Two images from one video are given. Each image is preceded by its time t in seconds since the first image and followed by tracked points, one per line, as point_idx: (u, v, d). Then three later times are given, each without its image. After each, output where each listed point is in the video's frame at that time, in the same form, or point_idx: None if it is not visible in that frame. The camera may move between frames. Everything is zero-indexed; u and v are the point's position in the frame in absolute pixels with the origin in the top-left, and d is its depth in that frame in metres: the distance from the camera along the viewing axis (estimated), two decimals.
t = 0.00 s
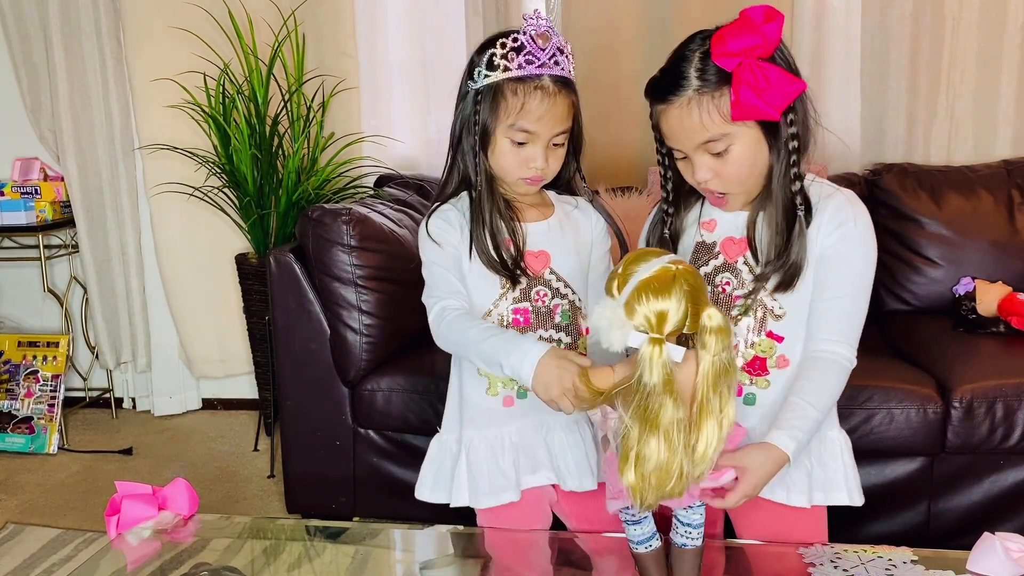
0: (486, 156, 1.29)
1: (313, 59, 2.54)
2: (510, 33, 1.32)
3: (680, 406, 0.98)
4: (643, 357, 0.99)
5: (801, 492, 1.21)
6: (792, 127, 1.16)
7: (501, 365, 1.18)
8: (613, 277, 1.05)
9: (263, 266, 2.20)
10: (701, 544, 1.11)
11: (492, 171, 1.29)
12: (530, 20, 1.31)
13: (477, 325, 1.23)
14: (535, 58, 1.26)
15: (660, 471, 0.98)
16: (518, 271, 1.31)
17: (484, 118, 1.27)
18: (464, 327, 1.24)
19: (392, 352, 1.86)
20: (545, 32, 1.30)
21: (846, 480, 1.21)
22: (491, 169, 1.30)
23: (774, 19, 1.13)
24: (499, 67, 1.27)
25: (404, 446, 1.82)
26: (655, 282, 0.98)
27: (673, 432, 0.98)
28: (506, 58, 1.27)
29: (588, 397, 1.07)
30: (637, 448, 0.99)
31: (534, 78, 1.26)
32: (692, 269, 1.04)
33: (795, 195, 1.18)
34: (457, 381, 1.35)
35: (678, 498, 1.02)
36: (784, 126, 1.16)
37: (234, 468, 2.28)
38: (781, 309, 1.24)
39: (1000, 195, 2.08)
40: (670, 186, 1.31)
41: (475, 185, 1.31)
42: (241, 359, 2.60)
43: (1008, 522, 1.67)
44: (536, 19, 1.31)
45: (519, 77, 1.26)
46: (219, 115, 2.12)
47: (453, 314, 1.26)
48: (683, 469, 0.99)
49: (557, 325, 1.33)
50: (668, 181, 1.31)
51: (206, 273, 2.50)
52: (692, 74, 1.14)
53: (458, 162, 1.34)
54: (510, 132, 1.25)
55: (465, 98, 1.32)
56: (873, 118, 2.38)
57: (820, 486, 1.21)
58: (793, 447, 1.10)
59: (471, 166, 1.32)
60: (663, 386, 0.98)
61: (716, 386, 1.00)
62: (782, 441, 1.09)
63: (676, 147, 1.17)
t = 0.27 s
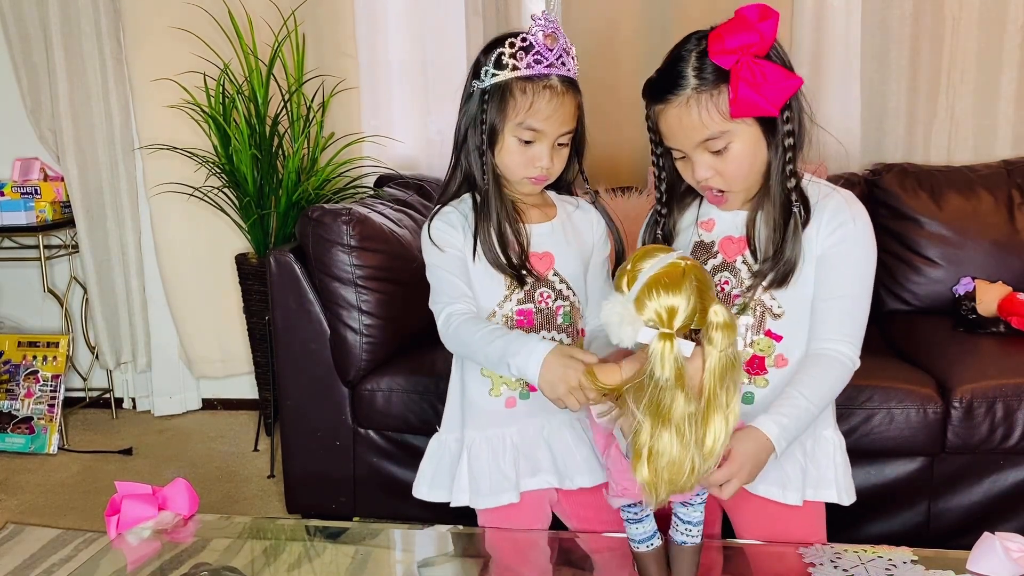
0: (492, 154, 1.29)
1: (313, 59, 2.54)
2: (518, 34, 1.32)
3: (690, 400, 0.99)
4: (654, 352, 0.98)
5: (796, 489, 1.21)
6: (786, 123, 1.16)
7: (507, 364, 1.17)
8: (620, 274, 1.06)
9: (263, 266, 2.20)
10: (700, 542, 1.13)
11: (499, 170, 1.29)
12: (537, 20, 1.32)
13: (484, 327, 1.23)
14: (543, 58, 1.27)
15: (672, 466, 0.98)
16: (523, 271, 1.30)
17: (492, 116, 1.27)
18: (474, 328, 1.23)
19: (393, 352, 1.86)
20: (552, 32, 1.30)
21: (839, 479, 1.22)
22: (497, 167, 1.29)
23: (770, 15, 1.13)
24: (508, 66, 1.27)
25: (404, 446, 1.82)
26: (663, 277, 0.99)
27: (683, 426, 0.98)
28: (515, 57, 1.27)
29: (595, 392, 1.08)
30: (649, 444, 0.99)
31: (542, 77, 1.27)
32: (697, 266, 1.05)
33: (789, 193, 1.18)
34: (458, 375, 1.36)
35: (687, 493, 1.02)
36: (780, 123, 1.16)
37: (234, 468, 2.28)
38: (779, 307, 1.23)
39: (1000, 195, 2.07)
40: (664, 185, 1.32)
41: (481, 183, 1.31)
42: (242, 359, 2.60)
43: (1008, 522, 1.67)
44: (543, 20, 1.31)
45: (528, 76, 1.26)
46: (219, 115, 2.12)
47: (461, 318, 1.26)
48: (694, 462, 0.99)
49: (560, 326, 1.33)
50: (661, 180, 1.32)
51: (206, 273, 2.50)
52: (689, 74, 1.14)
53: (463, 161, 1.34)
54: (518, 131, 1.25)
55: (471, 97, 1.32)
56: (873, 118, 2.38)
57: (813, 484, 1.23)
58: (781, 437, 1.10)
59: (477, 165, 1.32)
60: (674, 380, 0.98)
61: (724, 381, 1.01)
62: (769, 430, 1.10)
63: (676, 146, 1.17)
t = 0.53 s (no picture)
0: (493, 152, 1.29)
1: (313, 59, 2.54)
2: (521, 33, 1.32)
3: (698, 397, 0.99)
4: (661, 350, 0.98)
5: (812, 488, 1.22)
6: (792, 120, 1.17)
7: (515, 363, 1.18)
8: (630, 272, 1.06)
9: (263, 266, 2.20)
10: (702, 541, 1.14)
11: (499, 168, 1.29)
12: (541, 18, 1.32)
13: (487, 328, 1.23)
14: (547, 56, 1.27)
15: (679, 461, 0.99)
16: (520, 271, 1.30)
17: (494, 114, 1.27)
18: (477, 328, 1.23)
19: (393, 352, 1.86)
20: (556, 32, 1.30)
21: (848, 477, 1.24)
22: (498, 166, 1.29)
23: (775, 13, 1.13)
24: (511, 65, 1.27)
25: (404, 446, 1.82)
26: (673, 274, 0.99)
27: (692, 422, 0.99)
28: (519, 56, 1.27)
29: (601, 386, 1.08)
30: (656, 439, 0.99)
31: (545, 76, 1.27)
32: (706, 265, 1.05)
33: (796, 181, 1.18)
34: (457, 373, 1.36)
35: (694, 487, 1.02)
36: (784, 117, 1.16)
37: (234, 468, 2.28)
38: (792, 306, 1.24)
39: (1000, 195, 2.07)
40: (669, 185, 1.30)
41: (481, 181, 1.31)
42: (241, 359, 2.60)
43: (1008, 522, 1.67)
44: (548, 18, 1.32)
45: (531, 75, 1.26)
46: (219, 115, 2.12)
47: (465, 319, 1.26)
48: (700, 460, 1.00)
49: (558, 325, 1.32)
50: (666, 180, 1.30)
51: (206, 273, 2.50)
52: (694, 70, 1.15)
53: (464, 160, 1.34)
54: (520, 128, 1.25)
55: (473, 96, 1.32)
56: (873, 118, 2.38)
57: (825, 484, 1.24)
58: (789, 433, 1.11)
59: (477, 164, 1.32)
60: (683, 377, 0.97)
61: (734, 379, 1.00)
62: (777, 426, 1.11)
63: (678, 143, 1.18)
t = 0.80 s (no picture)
0: (495, 150, 1.28)
1: (313, 59, 2.54)
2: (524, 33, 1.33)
3: (694, 394, 0.99)
4: (658, 347, 0.98)
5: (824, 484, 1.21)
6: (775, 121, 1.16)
7: (513, 364, 1.18)
8: (626, 269, 1.06)
9: (263, 266, 2.20)
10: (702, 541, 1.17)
11: (500, 167, 1.29)
12: (544, 18, 1.32)
13: (485, 329, 1.22)
14: (549, 56, 1.27)
15: (674, 458, 0.99)
16: (520, 270, 1.30)
17: (496, 112, 1.27)
18: (474, 329, 1.23)
19: (393, 351, 1.86)
20: (558, 32, 1.31)
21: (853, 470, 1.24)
22: (499, 165, 1.29)
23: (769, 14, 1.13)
24: (514, 63, 1.27)
25: (404, 446, 1.82)
26: (669, 272, 0.99)
27: (687, 419, 0.99)
28: (522, 55, 1.28)
29: (600, 386, 1.07)
30: (649, 435, 1.00)
31: (548, 75, 1.27)
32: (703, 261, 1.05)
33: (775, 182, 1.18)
34: (456, 373, 1.36)
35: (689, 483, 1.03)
36: (765, 117, 1.16)
37: (234, 468, 2.28)
38: (794, 304, 1.24)
39: (1000, 195, 2.07)
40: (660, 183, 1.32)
41: (482, 181, 1.31)
42: (241, 359, 2.60)
43: (1008, 522, 1.67)
44: (550, 18, 1.32)
45: (534, 73, 1.26)
46: (219, 115, 2.12)
47: (462, 321, 1.25)
48: (694, 459, 1.00)
49: (557, 325, 1.33)
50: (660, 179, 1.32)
51: (206, 273, 2.50)
52: (680, 65, 1.15)
53: (464, 159, 1.34)
54: (522, 127, 1.25)
55: (474, 94, 1.32)
56: (873, 118, 2.38)
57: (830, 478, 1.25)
58: (816, 390, 1.14)
59: (478, 163, 1.31)
60: (678, 374, 0.98)
61: (729, 376, 1.01)
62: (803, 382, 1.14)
63: (660, 137, 1.19)
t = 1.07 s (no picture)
0: (493, 150, 1.28)
1: (313, 59, 2.54)
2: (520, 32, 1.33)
3: (688, 402, 0.99)
4: (653, 354, 0.99)
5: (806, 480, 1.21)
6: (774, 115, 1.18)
7: (512, 367, 1.18)
8: (624, 273, 1.06)
9: (263, 266, 2.20)
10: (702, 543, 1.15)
11: (499, 167, 1.29)
12: (540, 17, 1.31)
13: (485, 331, 1.22)
14: (545, 55, 1.27)
15: (669, 466, 1.00)
16: (519, 271, 1.31)
17: (493, 113, 1.27)
18: (473, 332, 1.23)
19: (393, 351, 1.86)
20: (554, 30, 1.31)
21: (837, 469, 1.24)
22: (498, 165, 1.29)
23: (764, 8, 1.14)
24: (510, 63, 1.27)
25: (404, 446, 1.82)
26: (663, 278, 0.99)
27: (681, 427, 0.99)
28: (518, 54, 1.27)
29: (598, 391, 1.08)
30: (646, 444, 1.01)
31: (545, 74, 1.27)
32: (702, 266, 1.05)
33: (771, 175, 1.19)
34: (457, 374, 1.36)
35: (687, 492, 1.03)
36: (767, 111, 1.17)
37: (234, 468, 2.28)
38: (778, 297, 1.24)
39: (1000, 195, 2.07)
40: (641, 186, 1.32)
41: (481, 181, 1.31)
42: (241, 359, 2.60)
43: (1008, 522, 1.67)
44: (546, 17, 1.32)
45: (530, 73, 1.26)
46: (219, 115, 2.12)
47: (460, 325, 1.26)
48: (692, 467, 1.00)
49: (558, 325, 1.33)
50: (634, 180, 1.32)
51: (206, 273, 2.50)
52: (688, 63, 1.15)
53: (463, 159, 1.34)
54: (520, 127, 1.25)
55: (471, 94, 1.31)
56: (873, 117, 2.38)
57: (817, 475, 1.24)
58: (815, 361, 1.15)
59: (477, 163, 1.31)
60: (673, 382, 0.98)
61: (729, 382, 1.00)
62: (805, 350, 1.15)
63: (669, 137, 1.16)
